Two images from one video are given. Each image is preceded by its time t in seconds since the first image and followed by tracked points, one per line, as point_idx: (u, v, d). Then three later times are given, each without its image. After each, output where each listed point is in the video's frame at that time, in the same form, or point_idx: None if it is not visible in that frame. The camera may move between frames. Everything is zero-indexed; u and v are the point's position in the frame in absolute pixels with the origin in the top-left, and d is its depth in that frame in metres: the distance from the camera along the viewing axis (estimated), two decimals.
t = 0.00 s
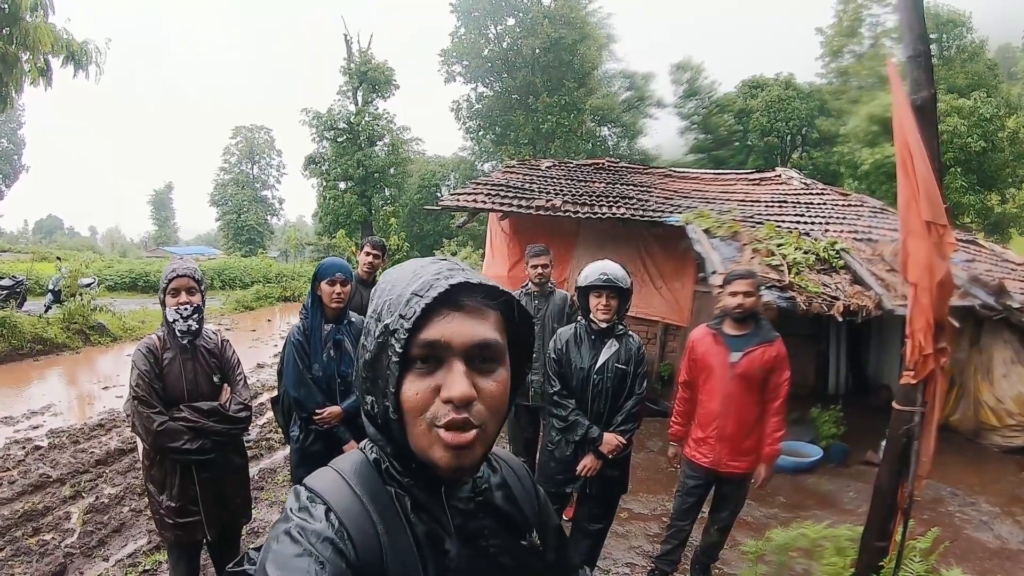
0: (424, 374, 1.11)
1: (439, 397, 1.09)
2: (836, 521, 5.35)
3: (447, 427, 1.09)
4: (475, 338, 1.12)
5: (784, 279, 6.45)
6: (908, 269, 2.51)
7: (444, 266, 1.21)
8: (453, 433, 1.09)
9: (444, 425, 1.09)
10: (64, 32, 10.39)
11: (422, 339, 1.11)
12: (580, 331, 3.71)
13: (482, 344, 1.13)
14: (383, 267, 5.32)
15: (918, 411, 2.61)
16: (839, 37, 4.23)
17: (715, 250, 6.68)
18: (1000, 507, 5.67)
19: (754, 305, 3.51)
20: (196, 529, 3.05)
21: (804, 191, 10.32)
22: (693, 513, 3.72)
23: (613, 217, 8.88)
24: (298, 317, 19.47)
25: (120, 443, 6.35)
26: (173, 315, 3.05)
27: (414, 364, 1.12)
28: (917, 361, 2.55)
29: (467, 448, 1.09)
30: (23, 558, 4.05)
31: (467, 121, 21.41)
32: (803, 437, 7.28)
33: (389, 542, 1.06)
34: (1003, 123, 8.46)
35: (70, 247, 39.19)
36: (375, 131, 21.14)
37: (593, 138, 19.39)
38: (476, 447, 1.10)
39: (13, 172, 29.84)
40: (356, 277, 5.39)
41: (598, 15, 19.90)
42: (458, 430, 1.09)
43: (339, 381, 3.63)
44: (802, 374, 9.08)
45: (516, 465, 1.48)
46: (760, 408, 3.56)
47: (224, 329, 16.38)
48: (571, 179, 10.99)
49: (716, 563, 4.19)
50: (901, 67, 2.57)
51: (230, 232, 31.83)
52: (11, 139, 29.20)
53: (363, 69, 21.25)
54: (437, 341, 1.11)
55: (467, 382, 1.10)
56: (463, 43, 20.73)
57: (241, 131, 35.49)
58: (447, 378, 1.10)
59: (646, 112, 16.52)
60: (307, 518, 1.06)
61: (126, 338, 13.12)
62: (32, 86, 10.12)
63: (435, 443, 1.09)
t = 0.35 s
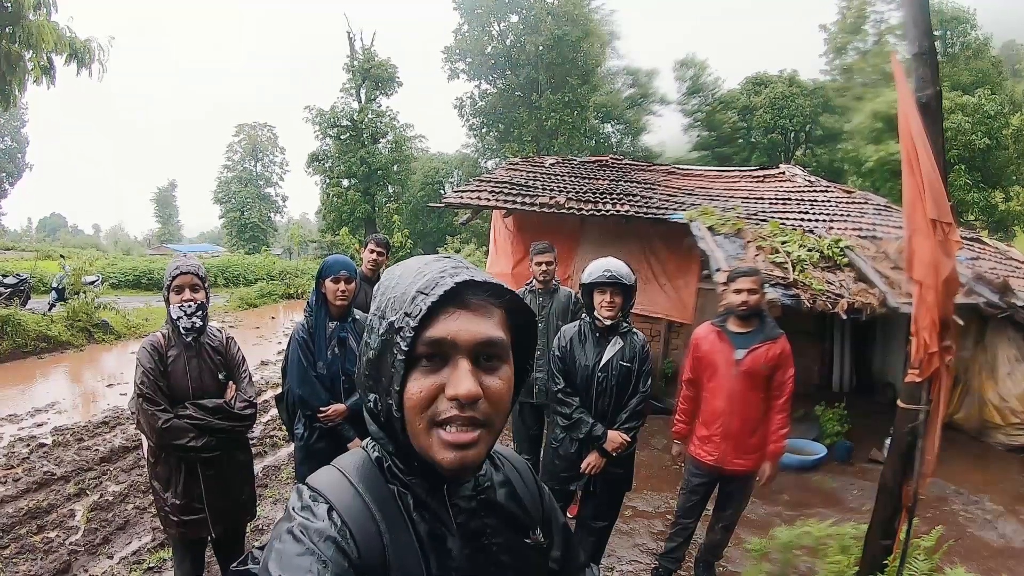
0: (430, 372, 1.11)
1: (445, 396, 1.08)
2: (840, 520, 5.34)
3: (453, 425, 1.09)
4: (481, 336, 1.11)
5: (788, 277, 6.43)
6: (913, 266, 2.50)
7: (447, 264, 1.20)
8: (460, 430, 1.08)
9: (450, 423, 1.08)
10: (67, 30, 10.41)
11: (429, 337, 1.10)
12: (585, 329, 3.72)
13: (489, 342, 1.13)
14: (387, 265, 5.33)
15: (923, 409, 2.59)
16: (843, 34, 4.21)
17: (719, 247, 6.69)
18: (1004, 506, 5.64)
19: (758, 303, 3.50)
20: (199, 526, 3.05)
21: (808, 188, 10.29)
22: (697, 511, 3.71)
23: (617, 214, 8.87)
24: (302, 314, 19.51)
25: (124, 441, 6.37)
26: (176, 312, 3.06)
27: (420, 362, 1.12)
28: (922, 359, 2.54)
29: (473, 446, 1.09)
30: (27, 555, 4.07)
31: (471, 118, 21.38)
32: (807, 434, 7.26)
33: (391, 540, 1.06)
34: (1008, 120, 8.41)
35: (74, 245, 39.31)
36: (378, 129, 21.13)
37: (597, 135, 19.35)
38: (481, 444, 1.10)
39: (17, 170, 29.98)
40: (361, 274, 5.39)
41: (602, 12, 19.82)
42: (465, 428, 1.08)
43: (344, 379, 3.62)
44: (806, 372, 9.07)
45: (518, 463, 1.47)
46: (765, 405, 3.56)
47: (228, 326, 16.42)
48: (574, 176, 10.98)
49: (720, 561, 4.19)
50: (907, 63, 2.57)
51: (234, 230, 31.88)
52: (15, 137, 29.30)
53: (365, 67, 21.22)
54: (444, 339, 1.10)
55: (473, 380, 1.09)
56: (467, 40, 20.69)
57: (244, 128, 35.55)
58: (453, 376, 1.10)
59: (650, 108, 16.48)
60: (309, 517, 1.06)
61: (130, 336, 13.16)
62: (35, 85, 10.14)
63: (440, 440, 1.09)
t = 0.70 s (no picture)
0: (458, 379, 1.10)
1: (475, 401, 1.09)
2: (834, 520, 5.37)
3: (486, 428, 1.10)
4: (506, 341, 1.12)
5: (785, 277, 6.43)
6: (912, 270, 2.50)
7: (457, 270, 1.19)
8: (491, 432, 1.10)
9: (483, 427, 1.09)
10: (64, 19, 10.34)
11: (457, 345, 1.09)
12: (583, 328, 3.71)
13: (511, 347, 1.14)
14: (385, 259, 5.31)
15: (921, 413, 2.60)
16: (844, 33, 4.20)
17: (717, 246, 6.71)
18: (997, 508, 5.69)
19: (755, 304, 3.50)
20: (197, 523, 3.05)
21: (806, 186, 10.30)
22: (694, 510, 3.72)
23: (615, 211, 8.86)
24: (298, 306, 19.51)
25: (120, 433, 6.36)
26: (176, 308, 3.04)
27: (445, 369, 1.10)
28: (920, 363, 2.55)
29: (504, 446, 1.11)
30: (24, 548, 4.06)
31: (469, 112, 21.26)
32: (802, 434, 7.30)
33: (399, 547, 1.06)
34: (1006, 122, 8.42)
35: (69, 234, 39.14)
36: (376, 121, 21.29)
37: (595, 130, 19.32)
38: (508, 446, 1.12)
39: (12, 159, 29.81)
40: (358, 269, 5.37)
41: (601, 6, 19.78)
42: (496, 431, 1.10)
43: (342, 375, 3.62)
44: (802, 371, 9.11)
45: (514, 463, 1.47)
46: (761, 406, 3.58)
47: (223, 318, 16.39)
48: (572, 171, 10.96)
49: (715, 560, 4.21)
50: (909, 63, 2.58)
51: (230, 221, 31.78)
52: (10, 124, 29.10)
53: (364, 59, 21.13)
54: (473, 348, 1.09)
55: (502, 385, 1.11)
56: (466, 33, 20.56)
57: (242, 118, 35.41)
58: (483, 382, 1.10)
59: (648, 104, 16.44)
60: (317, 526, 1.05)
61: (126, 327, 13.12)
62: (33, 74, 10.05)
63: (472, 444, 1.09)
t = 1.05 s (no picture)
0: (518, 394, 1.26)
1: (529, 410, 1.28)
2: (822, 526, 5.41)
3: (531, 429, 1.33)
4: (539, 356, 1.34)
5: (777, 284, 6.39)
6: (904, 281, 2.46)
7: (492, 287, 1.27)
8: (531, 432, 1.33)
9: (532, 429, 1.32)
10: (62, 7, 10.30)
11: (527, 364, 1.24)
12: (576, 330, 3.74)
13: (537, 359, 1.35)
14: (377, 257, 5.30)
15: (910, 422, 2.60)
16: (842, 42, 4.21)
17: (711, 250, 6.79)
18: (984, 518, 5.74)
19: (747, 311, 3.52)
20: (187, 517, 3.04)
21: (800, 194, 10.35)
22: (682, 514, 3.73)
23: (609, 214, 8.87)
24: (290, 301, 19.41)
25: (109, 424, 6.32)
26: (169, 302, 3.01)
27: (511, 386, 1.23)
28: (910, 373, 2.56)
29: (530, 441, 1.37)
30: (10, 539, 4.03)
31: (466, 110, 21.09)
32: (790, 440, 7.33)
33: (402, 558, 1.08)
34: (1000, 135, 8.49)
35: (61, 222, 38.92)
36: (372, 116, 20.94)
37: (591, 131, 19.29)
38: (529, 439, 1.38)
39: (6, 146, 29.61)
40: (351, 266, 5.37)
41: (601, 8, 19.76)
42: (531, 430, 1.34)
43: (334, 373, 3.63)
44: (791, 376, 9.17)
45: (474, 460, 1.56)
46: (752, 413, 3.60)
47: (215, 311, 16.30)
48: (568, 173, 10.96)
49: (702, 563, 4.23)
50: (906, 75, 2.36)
51: (224, 214, 31.62)
52: (5, 111, 28.91)
53: (362, 54, 21.08)
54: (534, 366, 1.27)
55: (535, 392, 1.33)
56: (465, 31, 20.44)
57: (237, 111, 35.23)
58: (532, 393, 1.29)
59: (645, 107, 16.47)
60: (318, 546, 1.03)
61: (116, 318, 13.03)
62: (29, 61, 9.97)
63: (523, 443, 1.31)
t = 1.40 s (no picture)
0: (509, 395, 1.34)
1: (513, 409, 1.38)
2: (805, 535, 5.45)
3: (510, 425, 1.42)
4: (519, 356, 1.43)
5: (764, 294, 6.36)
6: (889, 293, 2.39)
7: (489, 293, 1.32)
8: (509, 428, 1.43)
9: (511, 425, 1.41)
10: None
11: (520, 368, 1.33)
12: (563, 335, 3.76)
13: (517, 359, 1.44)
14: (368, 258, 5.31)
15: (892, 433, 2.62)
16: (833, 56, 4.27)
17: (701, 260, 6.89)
18: (967, 530, 5.80)
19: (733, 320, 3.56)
20: (174, 509, 3.05)
21: (791, 206, 10.43)
22: (666, 519, 3.76)
23: (601, 221, 8.91)
24: (281, 300, 19.37)
25: (97, 418, 6.29)
26: (162, 296, 3.03)
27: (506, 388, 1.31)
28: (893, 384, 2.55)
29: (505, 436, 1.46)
30: None
31: (461, 114, 21.20)
32: (776, 450, 7.38)
33: (399, 554, 1.13)
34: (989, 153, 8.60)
35: (54, 216, 38.81)
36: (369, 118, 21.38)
37: (586, 139, 19.38)
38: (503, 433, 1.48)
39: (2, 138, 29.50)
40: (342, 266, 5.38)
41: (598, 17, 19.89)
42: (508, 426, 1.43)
43: (323, 371, 3.64)
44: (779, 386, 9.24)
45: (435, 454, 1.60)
46: (736, 421, 3.65)
47: (205, 309, 16.24)
48: (562, 179, 11.01)
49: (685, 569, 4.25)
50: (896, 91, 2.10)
51: (217, 212, 31.55)
52: None
53: (360, 56, 21.15)
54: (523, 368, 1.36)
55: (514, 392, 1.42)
56: (463, 36, 20.60)
57: (234, 109, 35.25)
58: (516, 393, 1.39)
59: (639, 116, 16.58)
60: (319, 546, 1.04)
61: (106, 312, 12.96)
62: (27, 53, 9.95)
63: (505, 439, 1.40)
